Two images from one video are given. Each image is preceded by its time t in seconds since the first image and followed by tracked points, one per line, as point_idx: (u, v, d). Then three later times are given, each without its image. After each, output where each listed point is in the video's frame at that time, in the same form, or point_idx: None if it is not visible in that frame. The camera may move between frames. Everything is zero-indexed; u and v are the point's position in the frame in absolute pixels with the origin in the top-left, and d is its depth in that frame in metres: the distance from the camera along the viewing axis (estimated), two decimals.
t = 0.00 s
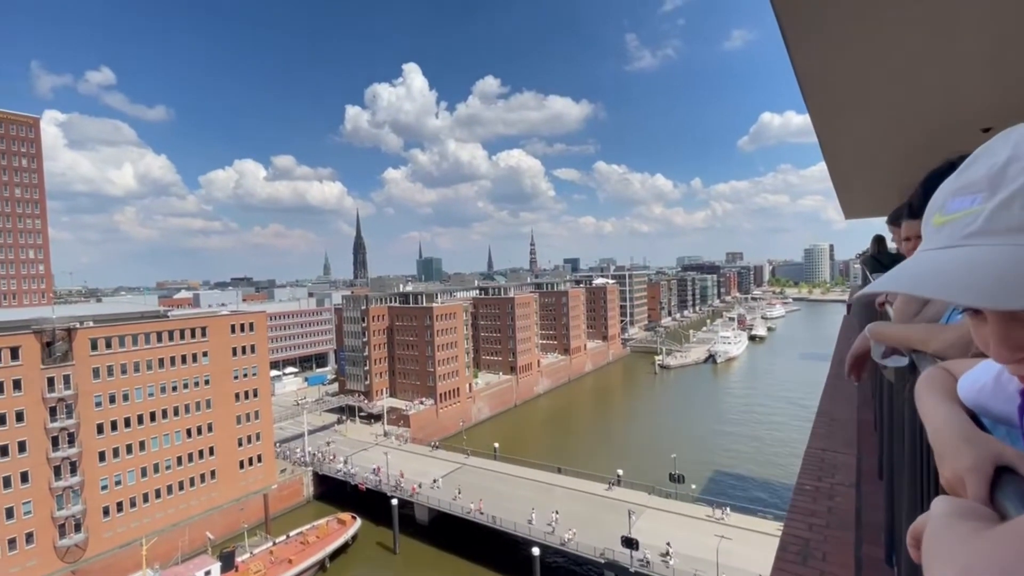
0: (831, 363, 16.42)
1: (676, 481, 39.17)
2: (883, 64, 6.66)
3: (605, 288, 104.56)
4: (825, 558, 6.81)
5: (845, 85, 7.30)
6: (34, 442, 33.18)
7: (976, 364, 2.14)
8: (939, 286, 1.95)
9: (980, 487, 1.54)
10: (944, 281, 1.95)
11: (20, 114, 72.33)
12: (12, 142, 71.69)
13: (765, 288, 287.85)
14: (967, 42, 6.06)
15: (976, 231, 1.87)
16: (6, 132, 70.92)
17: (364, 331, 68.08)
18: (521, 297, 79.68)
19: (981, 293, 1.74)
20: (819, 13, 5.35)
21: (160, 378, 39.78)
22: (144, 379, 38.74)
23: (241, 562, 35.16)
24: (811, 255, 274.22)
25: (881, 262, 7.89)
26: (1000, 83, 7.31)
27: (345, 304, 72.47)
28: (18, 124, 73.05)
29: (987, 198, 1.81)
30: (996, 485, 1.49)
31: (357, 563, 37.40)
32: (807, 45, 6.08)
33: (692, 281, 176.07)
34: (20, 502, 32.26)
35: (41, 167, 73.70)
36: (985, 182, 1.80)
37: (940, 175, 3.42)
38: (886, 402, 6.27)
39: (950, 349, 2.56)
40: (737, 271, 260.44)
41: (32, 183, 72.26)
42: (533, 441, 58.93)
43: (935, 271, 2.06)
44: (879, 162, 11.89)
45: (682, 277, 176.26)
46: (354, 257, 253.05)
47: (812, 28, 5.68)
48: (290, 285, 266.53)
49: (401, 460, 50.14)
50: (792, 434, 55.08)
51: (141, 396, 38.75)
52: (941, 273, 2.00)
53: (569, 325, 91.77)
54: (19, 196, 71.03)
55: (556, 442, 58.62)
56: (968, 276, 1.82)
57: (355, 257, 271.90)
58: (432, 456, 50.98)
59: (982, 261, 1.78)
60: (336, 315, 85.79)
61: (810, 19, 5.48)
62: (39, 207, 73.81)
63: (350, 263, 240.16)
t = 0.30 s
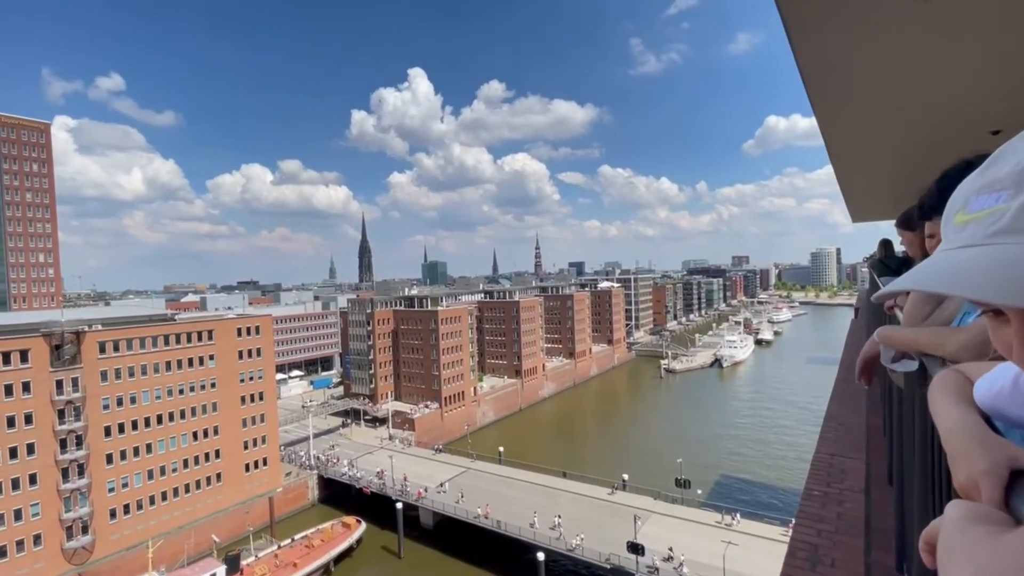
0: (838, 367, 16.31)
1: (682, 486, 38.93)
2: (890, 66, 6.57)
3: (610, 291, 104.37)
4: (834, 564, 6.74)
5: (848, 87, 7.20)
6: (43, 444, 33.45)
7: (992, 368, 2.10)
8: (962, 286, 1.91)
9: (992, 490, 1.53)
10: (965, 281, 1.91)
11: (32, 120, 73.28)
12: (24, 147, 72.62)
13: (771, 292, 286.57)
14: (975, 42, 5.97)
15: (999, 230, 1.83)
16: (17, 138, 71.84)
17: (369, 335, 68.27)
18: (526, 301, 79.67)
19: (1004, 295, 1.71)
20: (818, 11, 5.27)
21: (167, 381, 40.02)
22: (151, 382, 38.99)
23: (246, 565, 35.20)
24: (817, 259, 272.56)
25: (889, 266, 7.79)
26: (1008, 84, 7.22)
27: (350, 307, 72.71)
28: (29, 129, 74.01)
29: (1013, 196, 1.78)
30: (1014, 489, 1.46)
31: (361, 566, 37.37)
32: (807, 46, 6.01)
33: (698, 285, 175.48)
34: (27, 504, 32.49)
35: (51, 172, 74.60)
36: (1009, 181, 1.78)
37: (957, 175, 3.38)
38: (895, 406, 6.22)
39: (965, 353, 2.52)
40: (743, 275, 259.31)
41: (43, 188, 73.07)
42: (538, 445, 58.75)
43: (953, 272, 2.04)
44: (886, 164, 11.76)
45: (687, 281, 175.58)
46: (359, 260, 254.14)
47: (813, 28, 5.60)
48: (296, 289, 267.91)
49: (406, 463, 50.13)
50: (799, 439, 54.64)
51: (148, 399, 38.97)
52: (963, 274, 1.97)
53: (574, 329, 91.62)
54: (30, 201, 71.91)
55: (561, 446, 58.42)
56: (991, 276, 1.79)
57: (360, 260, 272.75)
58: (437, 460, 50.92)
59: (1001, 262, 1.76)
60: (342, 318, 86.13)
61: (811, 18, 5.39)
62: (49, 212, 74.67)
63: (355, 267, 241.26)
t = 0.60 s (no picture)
0: (847, 372, 16.16)
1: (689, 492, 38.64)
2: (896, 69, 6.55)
3: (616, 296, 104.14)
4: (845, 571, 6.65)
5: (854, 89, 7.13)
6: (52, 446, 33.71)
7: (1010, 372, 2.07)
8: (984, 285, 1.90)
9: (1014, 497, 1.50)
10: (986, 283, 1.90)
11: (44, 126, 74.30)
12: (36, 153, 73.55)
13: (779, 296, 284.94)
14: (983, 45, 5.94)
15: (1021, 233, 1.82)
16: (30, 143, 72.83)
17: (375, 339, 68.43)
18: (531, 305, 79.60)
19: None
20: (822, 12, 5.21)
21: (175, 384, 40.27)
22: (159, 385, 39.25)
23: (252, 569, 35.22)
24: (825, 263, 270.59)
25: (898, 270, 7.75)
26: (1016, 87, 7.18)
27: (356, 311, 72.95)
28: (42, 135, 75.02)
29: None
30: None
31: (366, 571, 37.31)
32: (811, 47, 5.95)
33: (705, 289, 174.71)
34: (36, 506, 32.73)
35: (63, 177, 75.50)
36: None
37: (972, 178, 3.35)
38: (906, 411, 6.13)
39: (981, 356, 2.48)
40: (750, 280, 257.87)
41: (54, 193, 73.95)
42: (543, 450, 58.56)
43: (976, 273, 2.01)
44: (894, 168, 11.68)
45: (693, 285, 174.90)
46: (366, 264, 255.10)
47: (817, 29, 5.53)
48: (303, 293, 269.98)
49: (411, 467, 50.12)
50: (807, 445, 54.08)
51: (155, 402, 39.20)
52: (984, 275, 1.94)
53: (580, 333, 91.39)
54: (41, 206, 72.80)
55: (567, 450, 58.20)
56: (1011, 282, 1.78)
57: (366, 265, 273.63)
58: (443, 464, 50.84)
59: None
60: (348, 322, 86.47)
61: (815, 19, 5.32)
62: (60, 216, 75.54)
63: (362, 271, 242.17)
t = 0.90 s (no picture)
0: (858, 378, 15.97)
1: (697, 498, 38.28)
2: (905, 72, 6.51)
3: (622, 300, 103.86)
4: None
5: (863, 91, 7.03)
6: (61, 449, 34.01)
7: None
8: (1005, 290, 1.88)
9: None
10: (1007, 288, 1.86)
11: (57, 133, 75.39)
12: (49, 159, 74.60)
13: (787, 301, 283.01)
14: (991, 48, 5.89)
15: None
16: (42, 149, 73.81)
17: (381, 343, 68.56)
18: (537, 310, 79.49)
19: None
20: (830, 14, 5.17)
21: (183, 388, 40.51)
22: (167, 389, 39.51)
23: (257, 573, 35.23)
24: (833, 267, 268.30)
25: (909, 276, 7.68)
26: None
27: (363, 315, 73.15)
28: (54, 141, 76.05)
29: None
30: None
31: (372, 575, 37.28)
32: (818, 48, 5.87)
33: (712, 294, 173.78)
34: (45, 508, 33.03)
35: (74, 183, 76.52)
36: None
37: (989, 180, 3.31)
38: (919, 417, 6.04)
39: (991, 363, 2.44)
40: (758, 284, 256.10)
41: (66, 199, 74.97)
42: (549, 455, 58.26)
43: (990, 277, 1.99)
44: (903, 172, 11.58)
45: (700, 290, 174.00)
46: (373, 269, 256.09)
47: (824, 29, 5.45)
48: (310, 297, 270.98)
49: (417, 472, 50.06)
50: (817, 452, 53.41)
51: (164, 405, 39.46)
52: (1000, 281, 1.93)
53: (586, 338, 91.07)
54: (53, 211, 73.70)
55: (573, 455, 57.88)
56: None
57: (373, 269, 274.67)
58: (448, 469, 50.75)
59: None
60: (354, 326, 86.66)
61: (820, 19, 5.26)
62: (72, 221, 76.42)
63: (369, 276, 243.21)
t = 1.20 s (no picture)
0: (868, 384, 15.77)
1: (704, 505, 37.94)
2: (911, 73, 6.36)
3: (629, 305, 103.59)
4: None
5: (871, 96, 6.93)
6: (72, 452, 34.30)
7: None
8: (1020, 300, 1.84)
9: None
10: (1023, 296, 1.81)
11: (70, 140, 76.67)
12: (62, 165, 75.81)
13: (795, 306, 281.01)
14: (1000, 48, 5.74)
15: None
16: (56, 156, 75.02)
17: (387, 348, 68.69)
18: (544, 315, 79.36)
19: None
20: (834, 14, 5.05)
21: (191, 392, 40.74)
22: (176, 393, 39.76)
23: None
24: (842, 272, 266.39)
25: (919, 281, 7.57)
26: None
27: (369, 320, 73.38)
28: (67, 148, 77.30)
29: None
30: None
31: None
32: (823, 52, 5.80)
33: (719, 299, 172.82)
34: (55, 511, 33.29)
35: (87, 189, 77.74)
36: None
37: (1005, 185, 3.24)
38: (931, 424, 5.96)
39: (1005, 371, 2.41)
40: (765, 289, 254.56)
41: (78, 205, 76.13)
42: (556, 461, 58.00)
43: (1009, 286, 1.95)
44: (912, 175, 11.36)
45: (707, 294, 173.26)
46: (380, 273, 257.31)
47: (828, 31, 5.36)
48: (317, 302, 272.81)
49: (422, 477, 49.98)
50: (826, 458, 52.83)
51: (172, 409, 39.70)
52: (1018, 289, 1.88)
53: (592, 343, 90.78)
54: (66, 216, 74.64)
55: (579, 461, 57.57)
56: None
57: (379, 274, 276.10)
58: (454, 474, 50.63)
59: None
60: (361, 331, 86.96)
61: (825, 21, 5.18)
62: (84, 227, 77.35)
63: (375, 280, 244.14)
